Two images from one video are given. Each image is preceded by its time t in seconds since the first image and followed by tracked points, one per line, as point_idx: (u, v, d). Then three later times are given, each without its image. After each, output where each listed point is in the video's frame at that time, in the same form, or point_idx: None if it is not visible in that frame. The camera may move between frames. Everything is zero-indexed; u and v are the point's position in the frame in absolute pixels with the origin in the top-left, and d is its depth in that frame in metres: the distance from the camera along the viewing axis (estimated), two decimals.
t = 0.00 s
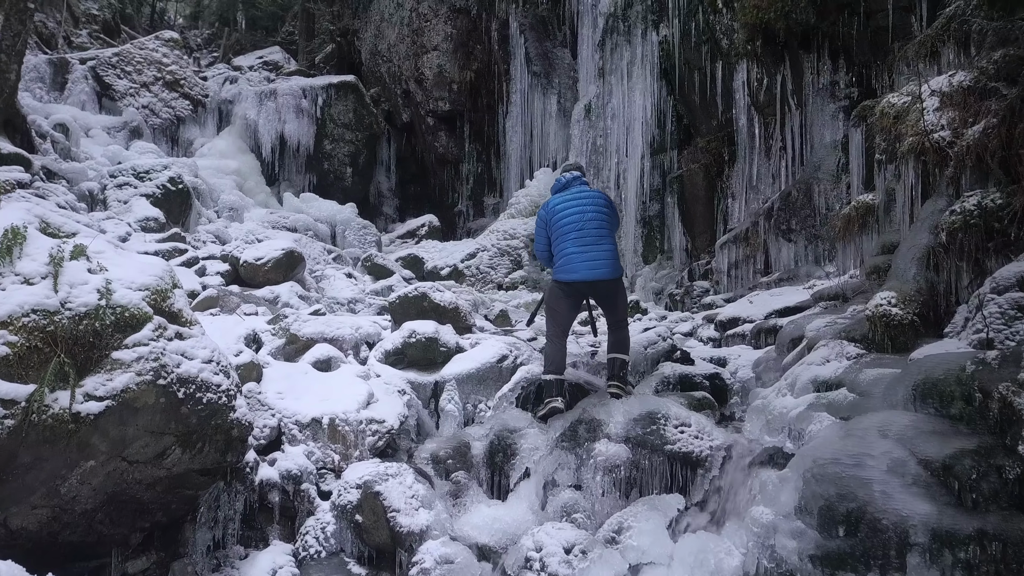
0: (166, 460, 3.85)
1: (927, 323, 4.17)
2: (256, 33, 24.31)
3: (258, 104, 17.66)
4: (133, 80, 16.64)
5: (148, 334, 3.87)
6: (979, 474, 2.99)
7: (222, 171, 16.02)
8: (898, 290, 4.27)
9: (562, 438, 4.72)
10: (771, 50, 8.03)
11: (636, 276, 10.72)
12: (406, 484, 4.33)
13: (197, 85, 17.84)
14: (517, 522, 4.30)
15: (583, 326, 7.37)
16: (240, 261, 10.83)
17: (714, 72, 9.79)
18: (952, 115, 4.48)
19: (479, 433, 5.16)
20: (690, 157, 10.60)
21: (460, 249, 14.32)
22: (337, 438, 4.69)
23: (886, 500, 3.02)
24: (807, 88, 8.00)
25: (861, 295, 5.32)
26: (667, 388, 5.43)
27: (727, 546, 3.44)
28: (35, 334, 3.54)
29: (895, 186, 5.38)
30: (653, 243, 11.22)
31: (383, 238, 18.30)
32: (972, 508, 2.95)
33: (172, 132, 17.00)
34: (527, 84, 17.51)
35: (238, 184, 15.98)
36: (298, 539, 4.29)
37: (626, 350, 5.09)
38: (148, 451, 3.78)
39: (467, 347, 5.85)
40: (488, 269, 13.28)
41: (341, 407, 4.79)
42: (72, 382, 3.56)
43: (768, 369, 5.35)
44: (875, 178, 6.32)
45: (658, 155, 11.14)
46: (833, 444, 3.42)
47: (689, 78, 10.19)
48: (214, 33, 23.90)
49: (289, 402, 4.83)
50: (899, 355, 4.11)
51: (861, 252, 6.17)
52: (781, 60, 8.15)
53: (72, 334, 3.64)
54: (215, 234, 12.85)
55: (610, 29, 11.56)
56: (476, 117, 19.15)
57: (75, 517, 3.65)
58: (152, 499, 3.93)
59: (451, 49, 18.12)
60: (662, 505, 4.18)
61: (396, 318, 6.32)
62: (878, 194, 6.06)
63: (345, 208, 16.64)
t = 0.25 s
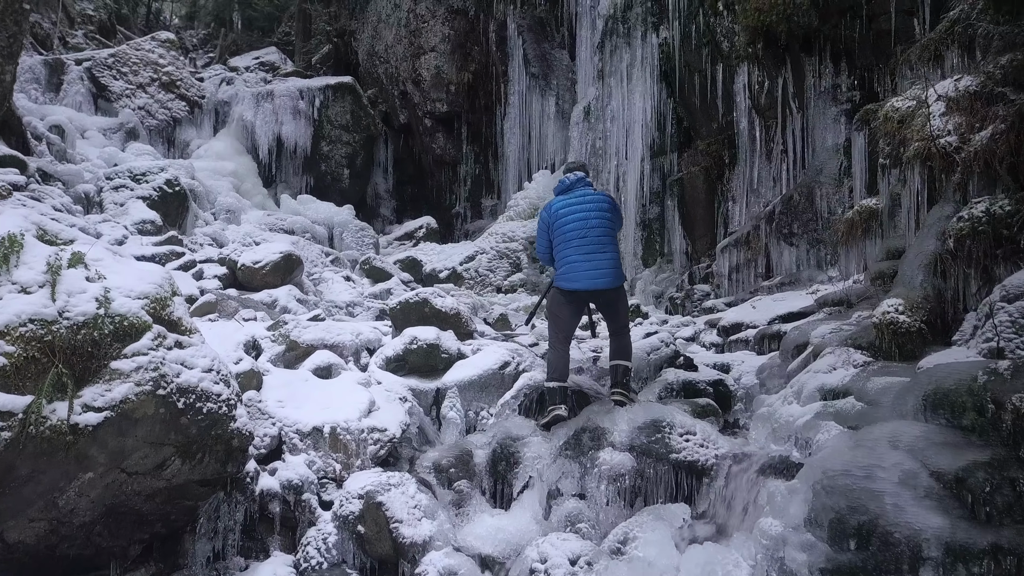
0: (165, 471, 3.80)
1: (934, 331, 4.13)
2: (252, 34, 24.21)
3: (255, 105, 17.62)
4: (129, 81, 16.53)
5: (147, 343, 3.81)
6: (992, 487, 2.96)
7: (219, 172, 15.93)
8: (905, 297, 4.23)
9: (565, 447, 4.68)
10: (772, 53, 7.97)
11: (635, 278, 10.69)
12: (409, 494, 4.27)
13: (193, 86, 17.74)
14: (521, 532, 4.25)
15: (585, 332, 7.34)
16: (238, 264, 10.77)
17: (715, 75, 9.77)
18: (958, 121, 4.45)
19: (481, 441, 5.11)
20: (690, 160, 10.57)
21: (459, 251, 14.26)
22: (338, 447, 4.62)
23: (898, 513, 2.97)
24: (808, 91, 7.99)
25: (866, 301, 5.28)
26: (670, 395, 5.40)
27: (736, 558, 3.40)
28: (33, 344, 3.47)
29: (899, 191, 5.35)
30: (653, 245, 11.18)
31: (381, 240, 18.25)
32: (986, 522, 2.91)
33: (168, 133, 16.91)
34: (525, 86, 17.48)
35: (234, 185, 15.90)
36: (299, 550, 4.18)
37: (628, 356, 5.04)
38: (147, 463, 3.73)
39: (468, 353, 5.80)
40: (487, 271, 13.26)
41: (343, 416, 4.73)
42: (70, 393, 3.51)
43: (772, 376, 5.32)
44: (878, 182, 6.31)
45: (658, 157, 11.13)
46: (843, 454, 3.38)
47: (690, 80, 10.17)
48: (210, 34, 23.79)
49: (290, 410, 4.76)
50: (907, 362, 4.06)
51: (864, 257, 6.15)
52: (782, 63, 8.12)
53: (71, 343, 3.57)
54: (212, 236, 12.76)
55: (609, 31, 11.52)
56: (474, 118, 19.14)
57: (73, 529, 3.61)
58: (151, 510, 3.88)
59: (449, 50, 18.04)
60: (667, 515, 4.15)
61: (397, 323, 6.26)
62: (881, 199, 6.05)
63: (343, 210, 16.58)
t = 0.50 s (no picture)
0: (165, 483, 3.75)
1: (943, 339, 4.07)
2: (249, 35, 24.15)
3: (252, 107, 17.57)
4: (126, 82, 16.43)
5: (147, 353, 3.76)
6: (1007, 501, 2.91)
7: (216, 174, 15.86)
8: (913, 305, 4.19)
9: (569, 455, 4.64)
10: (773, 56, 7.88)
11: (636, 282, 10.66)
12: (411, 505, 4.21)
13: (190, 88, 17.66)
14: (525, 542, 4.19)
15: (587, 337, 7.30)
16: (236, 268, 10.71)
17: (715, 78, 9.71)
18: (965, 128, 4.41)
19: (484, 449, 5.05)
20: (691, 163, 10.54)
21: (458, 254, 14.21)
22: (340, 457, 4.55)
23: (912, 528, 2.92)
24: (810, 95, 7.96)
25: (871, 307, 5.24)
26: (673, 402, 5.35)
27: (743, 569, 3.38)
28: (30, 355, 3.42)
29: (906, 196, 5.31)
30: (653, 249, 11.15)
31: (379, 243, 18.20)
32: (1001, 537, 2.86)
33: (165, 135, 16.82)
34: (524, 87, 17.44)
35: (232, 187, 15.83)
36: (300, 561, 4.10)
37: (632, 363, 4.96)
38: (146, 475, 3.66)
39: (470, 361, 5.75)
40: (486, 274, 13.21)
41: (344, 425, 4.66)
42: (69, 405, 3.45)
43: (777, 383, 5.27)
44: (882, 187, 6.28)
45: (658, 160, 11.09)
46: (853, 466, 3.34)
47: (691, 83, 10.14)
48: (207, 34, 23.69)
49: (290, 419, 4.70)
50: (916, 371, 4.02)
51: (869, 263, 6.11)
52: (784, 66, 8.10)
53: (69, 355, 3.52)
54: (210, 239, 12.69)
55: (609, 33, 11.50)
56: (472, 120, 19.14)
57: (71, 543, 3.55)
58: (150, 522, 3.82)
59: (447, 52, 18.04)
60: (673, 526, 4.10)
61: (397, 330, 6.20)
62: (885, 203, 6.03)
63: (341, 211, 16.51)
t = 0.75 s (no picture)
0: (165, 496, 3.69)
1: (951, 349, 4.02)
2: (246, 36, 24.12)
3: (250, 108, 17.50)
4: (123, 83, 16.35)
5: (146, 364, 3.70)
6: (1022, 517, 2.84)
7: (213, 176, 15.80)
8: (921, 314, 4.14)
9: (572, 465, 4.59)
10: (776, 60, 7.93)
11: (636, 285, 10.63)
12: (414, 516, 4.14)
13: (188, 89, 17.59)
14: (529, 554, 4.12)
15: (589, 343, 7.26)
16: (234, 272, 10.64)
17: (716, 80, 9.67)
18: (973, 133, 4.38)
19: (487, 458, 5.00)
20: (692, 166, 10.52)
21: (456, 257, 14.18)
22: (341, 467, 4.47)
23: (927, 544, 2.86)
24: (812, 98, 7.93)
25: (876, 314, 5.20)
26: (677, 410, 5.30)
27: None
28: (27, 367, 3.35)
29: (911, 202, 5.27)
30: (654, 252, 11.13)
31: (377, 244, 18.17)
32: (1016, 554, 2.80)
33: (162, 136, 16.75)
34: (522, 89, 17.41)
35: (229, 189, 15.77)
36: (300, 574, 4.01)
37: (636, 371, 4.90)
38: (146, 487, 3.61)
39: (472, 368, 5.69)
40: (486, 277, 13.17)
41: (345, 434, 4.59)
42: (66, 417, 3.39)
43: (782, 390, 5.23)
44: (885, 192, 6.26)
45: (660, 164, 11.08)
46: (864, 480, 3.28)
47: (691, 86, 10.10)
48: (204, 35, 23.63)
49: (290, 429, 4.64)
50: (924, 381, 3.96)
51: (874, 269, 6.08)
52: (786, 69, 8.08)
53: (66, 367, 3.45)
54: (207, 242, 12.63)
55: (609, 36, 11.48)
56: (470, 121, 19.15)
57: (69, 558, 3.47)
58: (149, 535, 3.77)
59: (445, 53, 18.01)
60: (680, 537, 4.05)
61: (398, 337, 6.15)
62: (889, 209, 6.01)
63: (339, 214, 16.45)
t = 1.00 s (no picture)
0: (164, 510, 3.64)
1: (961, 359, 3.97)
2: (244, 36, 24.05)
3: (247, 109, 17.42)
4: (119, 85, 16.27)
5: (145, 377, 3.65)
6: None
7: (210, 178, 15.73)
8: (930, 323, 4.09)
9: (576, 477, 4.53)
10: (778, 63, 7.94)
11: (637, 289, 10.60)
12: (417, 529, 4.08)
13: (185, 90, 17.50)
14: (533, 567, 4.08)
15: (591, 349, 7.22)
16: (231, 276, 10.58)
17: (717, 84, 9.62)
18: (981, 140, 4.35)
19: (490, 468, 4.95)
20: (693, 170, 10.48)
21: (456, 260, 14.14)
22: (342, 479, 4.41)
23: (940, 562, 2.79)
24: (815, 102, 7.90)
25: (882, 322, 5.16)
26: (681, 419, 5.26)
27: None
28: (24, 381, 3.27)
29: (917, 208, 5.24)
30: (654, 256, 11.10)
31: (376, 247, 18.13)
32: None
33: (159, 138, 16.67)
34: (521, 91, 17.38)
35: (227, 191, 15.70)
36: None
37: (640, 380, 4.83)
38: (145, 502, 3.57)
39: (474, 376, 5.64)
40: (485, 280, 13.13)
41: (347, 445, 4.53)
42: (64, 431, 3.33)
43: (787, 399, 5.19)
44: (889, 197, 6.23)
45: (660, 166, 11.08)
46: (876, 496, 3.23)
47: (692, 89, 10.07)
48: (202, 35, 23.56)
49: (291, 440, 4.57)
50: (933, 392, 3.91)
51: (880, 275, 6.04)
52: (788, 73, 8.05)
53: (64, 380, 3.39)
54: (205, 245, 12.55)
55: (609, 39, 11.44)
56: (468, 123, 19.11)
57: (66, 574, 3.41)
58: (148, 550, 3.70)
59: (444, 54, 17.97)
60: (686, 549, 4.02)
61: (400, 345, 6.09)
62: (893, 215, 5.97)
63: (337, 216, 16.38)
